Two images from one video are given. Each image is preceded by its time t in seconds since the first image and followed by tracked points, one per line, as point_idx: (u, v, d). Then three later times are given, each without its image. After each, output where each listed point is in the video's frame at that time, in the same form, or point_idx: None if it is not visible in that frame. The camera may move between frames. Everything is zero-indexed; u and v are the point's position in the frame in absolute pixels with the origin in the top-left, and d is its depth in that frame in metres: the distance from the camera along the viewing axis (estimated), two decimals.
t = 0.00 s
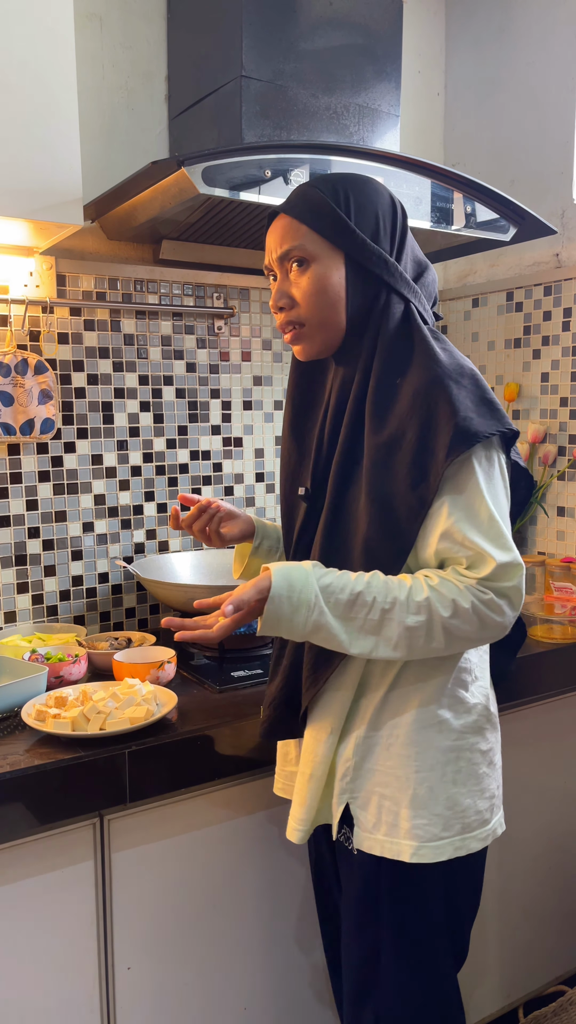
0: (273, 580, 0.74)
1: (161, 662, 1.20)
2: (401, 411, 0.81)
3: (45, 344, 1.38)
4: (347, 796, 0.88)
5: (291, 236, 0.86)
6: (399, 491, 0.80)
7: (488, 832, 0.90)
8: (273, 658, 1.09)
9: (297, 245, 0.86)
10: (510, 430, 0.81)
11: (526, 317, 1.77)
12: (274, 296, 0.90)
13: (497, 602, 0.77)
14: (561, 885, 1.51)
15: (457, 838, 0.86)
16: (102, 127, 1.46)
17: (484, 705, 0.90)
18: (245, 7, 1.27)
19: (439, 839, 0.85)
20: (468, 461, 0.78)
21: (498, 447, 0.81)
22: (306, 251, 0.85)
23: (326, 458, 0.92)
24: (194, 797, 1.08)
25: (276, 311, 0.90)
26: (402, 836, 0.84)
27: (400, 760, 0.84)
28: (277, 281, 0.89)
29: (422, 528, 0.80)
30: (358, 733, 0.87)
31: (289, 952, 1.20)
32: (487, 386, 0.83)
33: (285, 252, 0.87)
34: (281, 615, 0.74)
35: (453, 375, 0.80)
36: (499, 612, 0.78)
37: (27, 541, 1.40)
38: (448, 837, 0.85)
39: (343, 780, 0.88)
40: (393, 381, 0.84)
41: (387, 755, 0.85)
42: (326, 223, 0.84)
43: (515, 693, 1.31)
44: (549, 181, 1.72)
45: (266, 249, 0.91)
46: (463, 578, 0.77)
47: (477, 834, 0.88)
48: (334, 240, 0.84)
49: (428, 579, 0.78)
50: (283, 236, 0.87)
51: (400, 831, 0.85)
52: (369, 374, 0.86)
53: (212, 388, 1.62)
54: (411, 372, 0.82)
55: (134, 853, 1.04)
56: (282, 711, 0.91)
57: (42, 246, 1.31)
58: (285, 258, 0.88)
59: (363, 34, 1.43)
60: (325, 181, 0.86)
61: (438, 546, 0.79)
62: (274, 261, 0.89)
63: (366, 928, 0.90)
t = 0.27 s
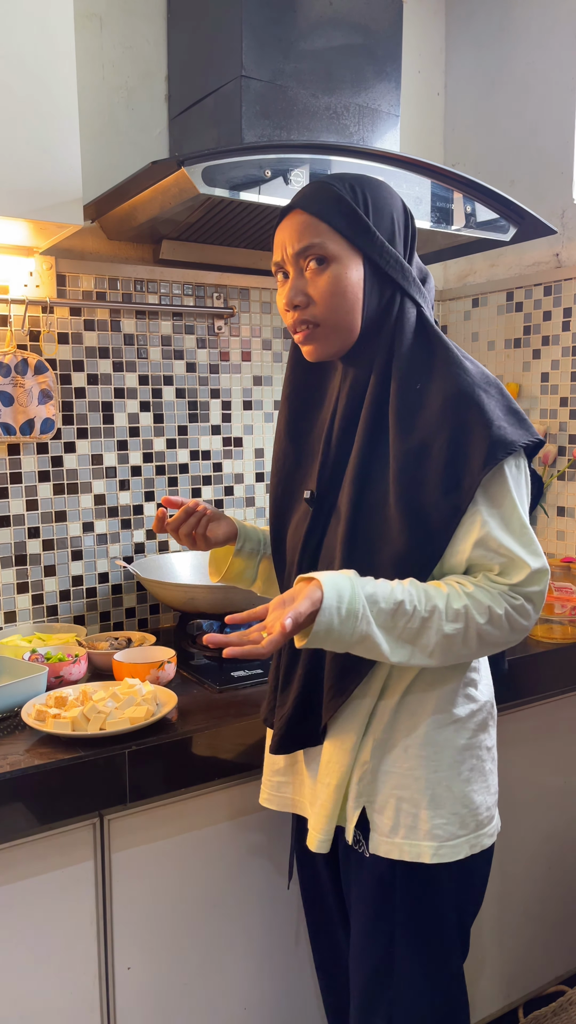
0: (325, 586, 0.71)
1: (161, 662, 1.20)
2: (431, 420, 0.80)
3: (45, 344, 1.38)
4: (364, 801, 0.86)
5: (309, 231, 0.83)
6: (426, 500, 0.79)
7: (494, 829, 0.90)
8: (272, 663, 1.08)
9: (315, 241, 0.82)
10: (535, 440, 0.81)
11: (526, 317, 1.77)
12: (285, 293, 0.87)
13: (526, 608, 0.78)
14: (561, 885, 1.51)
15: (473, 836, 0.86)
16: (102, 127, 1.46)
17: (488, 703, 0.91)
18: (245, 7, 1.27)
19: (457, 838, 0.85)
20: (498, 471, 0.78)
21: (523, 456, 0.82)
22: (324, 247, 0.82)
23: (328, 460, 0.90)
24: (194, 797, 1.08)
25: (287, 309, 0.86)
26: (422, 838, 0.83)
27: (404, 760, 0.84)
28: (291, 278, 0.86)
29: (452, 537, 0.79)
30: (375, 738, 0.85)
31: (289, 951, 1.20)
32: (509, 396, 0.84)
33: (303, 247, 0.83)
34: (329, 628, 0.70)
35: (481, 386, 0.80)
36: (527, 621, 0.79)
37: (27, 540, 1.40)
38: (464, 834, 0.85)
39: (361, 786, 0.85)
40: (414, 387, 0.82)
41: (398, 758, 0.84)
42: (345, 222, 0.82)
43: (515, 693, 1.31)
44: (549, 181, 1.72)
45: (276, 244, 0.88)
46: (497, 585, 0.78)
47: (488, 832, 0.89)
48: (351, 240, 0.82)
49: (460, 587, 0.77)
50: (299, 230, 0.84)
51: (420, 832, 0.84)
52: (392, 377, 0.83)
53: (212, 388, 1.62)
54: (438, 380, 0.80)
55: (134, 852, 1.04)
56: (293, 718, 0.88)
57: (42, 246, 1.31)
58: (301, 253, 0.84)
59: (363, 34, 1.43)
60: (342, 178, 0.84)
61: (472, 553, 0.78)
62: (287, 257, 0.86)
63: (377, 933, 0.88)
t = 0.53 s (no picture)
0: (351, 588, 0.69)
1: (161, 662, 1.20)
2: (442, 421, 0.80)
3: (45, 344, 1.38)
4: (373, 802, 0.85)
5: (324, 224, 0.81)
6: (437, 501, 0.79)
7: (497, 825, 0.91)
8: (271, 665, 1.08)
9: (330, 234, 0.80)
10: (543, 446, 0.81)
11: (526, 317, 1.77)
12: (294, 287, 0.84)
13: (536, 608, 0.79)
14: (561, 885, 1.51)
15: (479, 833, 0.87)
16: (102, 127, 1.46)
17: (490, 703, 0.91)
18: (245, 7, 1.26)
19: (465, 835, 0.86)
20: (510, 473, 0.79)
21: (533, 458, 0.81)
22: (340, 242, 0.80)
23: (329, 459, 0.89)
24: (195, 797, 1.08)
25: (297, 302, 0.83)
26: (432, 838, 0.83)
27: (407, 761, 0.84)
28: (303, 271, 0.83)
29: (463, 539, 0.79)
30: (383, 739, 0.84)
31: (289, 952, 1.20)
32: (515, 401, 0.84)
33: (317, 240, 0.81)
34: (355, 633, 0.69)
35: (490, 389, 0.81)
36: (535, 622, 0.80)
37: (27, 541, 1.40)
38: (471, 832, 0.86)
39: (370, 789, 0.85)
40: (423, 386, 0.82)
41: (405, 759, 0.84)
42: (358, 219, 0.81)
43: (516, 693, 1.31)
44: (549, 181, 1.72)
45: (285, 237, 0.85)
46: (508, 585, 0.78)
47: (493, 828, 0.89)
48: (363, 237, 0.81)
49: (473, 588, 0.77)
50: (313, 223, 0.81)
51: (429, 832, 0.84)
52: (401, 377, 0.82)
53: (212, 388, 1.62)
54: (449, 380, 0.80)
55: (134, 852, 1.04)
56: (297, 720, 0.87)
57: (42, 246, 1.31)
58: (314, 247, 0.82)
59: (363, 33, 1.43)
60: (355, 176, 0.83)
61: (483, 555, 0.79)
62: (299, 249, 0.83)
63: (381, 941, 0.87)
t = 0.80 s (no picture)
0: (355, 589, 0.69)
1: (161, 662, 1.20)
2: (445, 421, 0.80)
3: (45, 344, 1.38)
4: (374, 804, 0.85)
5: (327, 222, 0.80)
6: (438, 503, 0.79)
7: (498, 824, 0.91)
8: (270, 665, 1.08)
9: (333, 233, 0.80)
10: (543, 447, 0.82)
11: (526, 317, 1.77)
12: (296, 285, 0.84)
13: (537, 609, 0.79)
14: (562, 885, 1.51)
15: (481, 834, 0.87)
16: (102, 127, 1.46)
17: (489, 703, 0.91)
18: (245, 7, 1.26)
19: (466, 836, 0.86)
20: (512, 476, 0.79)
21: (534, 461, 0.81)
22: (342, 240, 0.80)
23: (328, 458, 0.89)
24: (195, 797, 1.08)
25: (297, 301, 0.83)
26: (434, 840, 0.83)
27: (409, 763, 0.84)
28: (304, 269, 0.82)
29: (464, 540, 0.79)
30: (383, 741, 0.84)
31: (289, 952, 1.20)
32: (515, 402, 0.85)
33: (319, 238, 0.81)
34: (362, 639, 0.69)
35: (493, 390, 0.81)
36: (535, 622, 0.80)
37: (27, 541, 1.40)
38: (473, 833, 0.86)
39: (371, 791, 0.84)
40: (424, 386, 0.82)
41: (407, 760, 0.84)
42: (362, 218, 0.81)
43: (515, 693, 1.31)
44: (549, 181, 1.72)
45: (287, 234, 0.85)
46: (510, 586, 0.79)
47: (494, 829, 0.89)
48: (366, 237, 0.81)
49: (475, 590, 0.77)
50: (315, 220, 0.81)
51: (431, 834, 0.84)
52: (402, 378, 0.82)
53: (212, 388, 1.62)
54: (451, 381, 0.80)
55: (134, 852, 1.04)
56: (298, 720, 0.87)
57: (42, 246, 1.31)
58: (317, 245, 0.81)
59: (363, 34, 1.43)
60: (359, 175, 0.83)
61: (486, 556, 0.79)
62: (300, 247, 0.83)
63: (383, 944, 0.87)
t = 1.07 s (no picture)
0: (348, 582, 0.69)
1: (161, 662, 1.20)
2: (445, 421, 0.79)
3: (45, 344, 1.38)
4: (371, 807, 0.85)
5: (331, 215, 0.80)
6: (439, 501, 0.79)
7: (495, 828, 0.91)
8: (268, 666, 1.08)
9: (336, 226, 0.80)
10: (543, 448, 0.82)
11: (526, 317, 1.77)
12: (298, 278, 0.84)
13: (533, 612, 0.79)
14: (561, 885, 1.51)
15: (479, 837, 0.87)
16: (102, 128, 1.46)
17: (487, 705, 0.91)
18: (245, 7, 1.26)
19: (464, 840, 0.85)
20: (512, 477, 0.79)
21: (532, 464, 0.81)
22: (346, 234, 0.80)
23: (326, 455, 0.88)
24: (195, 797, 1.08)
25: (299, 294, 0.83)
26: (431, 843, 0.83)
27: (409, 766, 0.84)
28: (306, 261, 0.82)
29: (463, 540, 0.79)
30: (379, 743, 0.84)
31: (289, 952, 1.20)
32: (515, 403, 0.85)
33: (322, 231, 0.81)
34: (356, 634, 0.69)
35: (494, 390, 0.81)
36: (531, 625, 0.80)
37: (27, 541, 1.40)
38: (471, 836, 0.86)
39: (368, 792, 0.84)
40: (424, 384, 0.81)
41: (405, 762, 0.84)
42: (366, 213, 0.81)
43: (515, 693, 1.31)
44: (549, 181, 1.72)
45: (291, 226, 0.85)
46: (507, 587, 0.79)
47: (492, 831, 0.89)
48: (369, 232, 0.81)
49: (472, 590, 0.77)
50: (319, 213, 0.81)
51: (428, 838, 0.83)
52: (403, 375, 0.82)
53: (212, 388, 1.62)
54: (453, 381, 0.80)
55: (134, 852, 1.04)
56: (295, 720, 0.86)
57: (42, 246, 1.31)
58: (320, 237, 0.81)
59: (363, 34, 1.43)
60: (364, 169, 0.83)
61: (483, 555, 0.79)
62: (303, 239, 0.83)
63: (383, 946, 0.87)
